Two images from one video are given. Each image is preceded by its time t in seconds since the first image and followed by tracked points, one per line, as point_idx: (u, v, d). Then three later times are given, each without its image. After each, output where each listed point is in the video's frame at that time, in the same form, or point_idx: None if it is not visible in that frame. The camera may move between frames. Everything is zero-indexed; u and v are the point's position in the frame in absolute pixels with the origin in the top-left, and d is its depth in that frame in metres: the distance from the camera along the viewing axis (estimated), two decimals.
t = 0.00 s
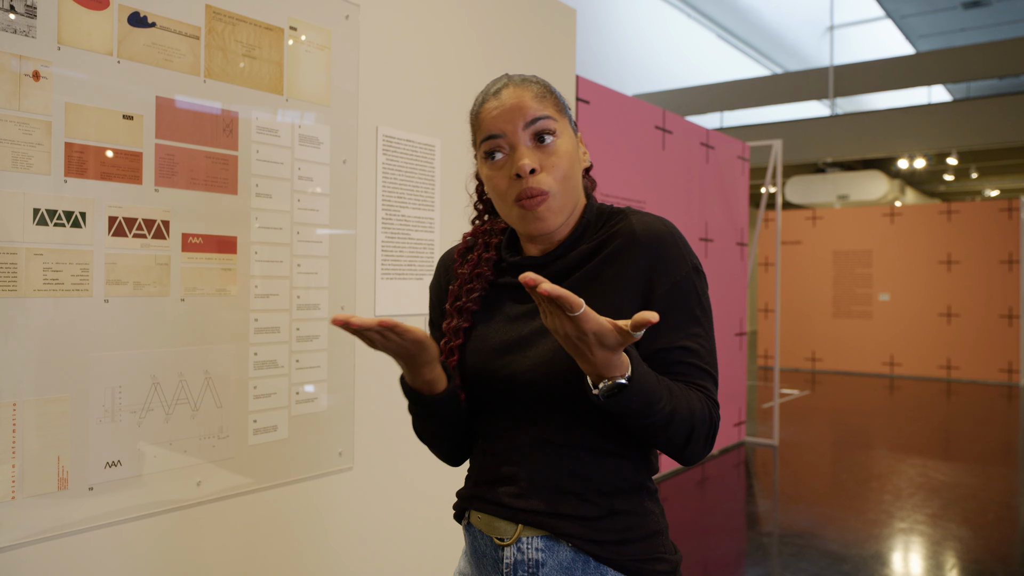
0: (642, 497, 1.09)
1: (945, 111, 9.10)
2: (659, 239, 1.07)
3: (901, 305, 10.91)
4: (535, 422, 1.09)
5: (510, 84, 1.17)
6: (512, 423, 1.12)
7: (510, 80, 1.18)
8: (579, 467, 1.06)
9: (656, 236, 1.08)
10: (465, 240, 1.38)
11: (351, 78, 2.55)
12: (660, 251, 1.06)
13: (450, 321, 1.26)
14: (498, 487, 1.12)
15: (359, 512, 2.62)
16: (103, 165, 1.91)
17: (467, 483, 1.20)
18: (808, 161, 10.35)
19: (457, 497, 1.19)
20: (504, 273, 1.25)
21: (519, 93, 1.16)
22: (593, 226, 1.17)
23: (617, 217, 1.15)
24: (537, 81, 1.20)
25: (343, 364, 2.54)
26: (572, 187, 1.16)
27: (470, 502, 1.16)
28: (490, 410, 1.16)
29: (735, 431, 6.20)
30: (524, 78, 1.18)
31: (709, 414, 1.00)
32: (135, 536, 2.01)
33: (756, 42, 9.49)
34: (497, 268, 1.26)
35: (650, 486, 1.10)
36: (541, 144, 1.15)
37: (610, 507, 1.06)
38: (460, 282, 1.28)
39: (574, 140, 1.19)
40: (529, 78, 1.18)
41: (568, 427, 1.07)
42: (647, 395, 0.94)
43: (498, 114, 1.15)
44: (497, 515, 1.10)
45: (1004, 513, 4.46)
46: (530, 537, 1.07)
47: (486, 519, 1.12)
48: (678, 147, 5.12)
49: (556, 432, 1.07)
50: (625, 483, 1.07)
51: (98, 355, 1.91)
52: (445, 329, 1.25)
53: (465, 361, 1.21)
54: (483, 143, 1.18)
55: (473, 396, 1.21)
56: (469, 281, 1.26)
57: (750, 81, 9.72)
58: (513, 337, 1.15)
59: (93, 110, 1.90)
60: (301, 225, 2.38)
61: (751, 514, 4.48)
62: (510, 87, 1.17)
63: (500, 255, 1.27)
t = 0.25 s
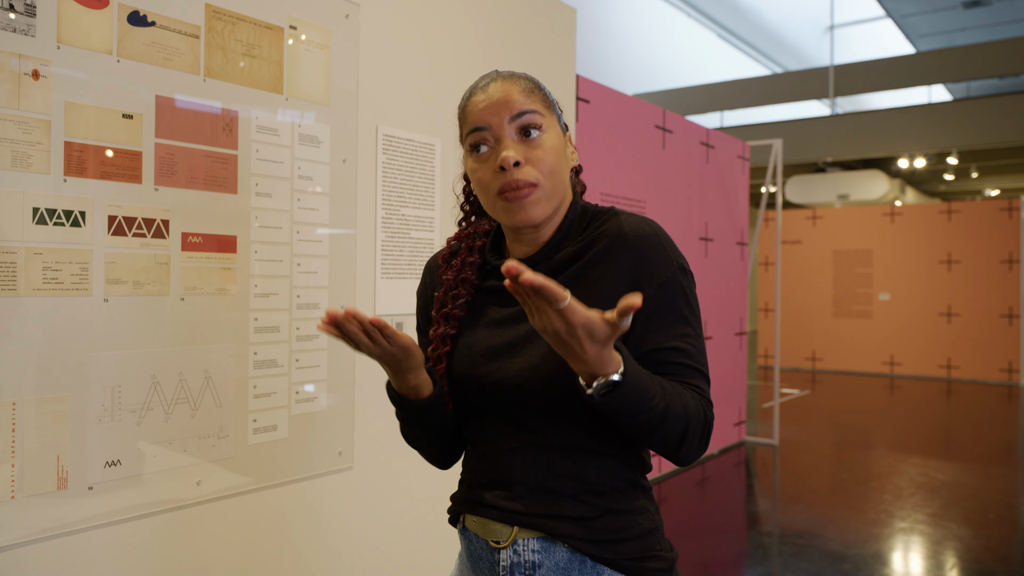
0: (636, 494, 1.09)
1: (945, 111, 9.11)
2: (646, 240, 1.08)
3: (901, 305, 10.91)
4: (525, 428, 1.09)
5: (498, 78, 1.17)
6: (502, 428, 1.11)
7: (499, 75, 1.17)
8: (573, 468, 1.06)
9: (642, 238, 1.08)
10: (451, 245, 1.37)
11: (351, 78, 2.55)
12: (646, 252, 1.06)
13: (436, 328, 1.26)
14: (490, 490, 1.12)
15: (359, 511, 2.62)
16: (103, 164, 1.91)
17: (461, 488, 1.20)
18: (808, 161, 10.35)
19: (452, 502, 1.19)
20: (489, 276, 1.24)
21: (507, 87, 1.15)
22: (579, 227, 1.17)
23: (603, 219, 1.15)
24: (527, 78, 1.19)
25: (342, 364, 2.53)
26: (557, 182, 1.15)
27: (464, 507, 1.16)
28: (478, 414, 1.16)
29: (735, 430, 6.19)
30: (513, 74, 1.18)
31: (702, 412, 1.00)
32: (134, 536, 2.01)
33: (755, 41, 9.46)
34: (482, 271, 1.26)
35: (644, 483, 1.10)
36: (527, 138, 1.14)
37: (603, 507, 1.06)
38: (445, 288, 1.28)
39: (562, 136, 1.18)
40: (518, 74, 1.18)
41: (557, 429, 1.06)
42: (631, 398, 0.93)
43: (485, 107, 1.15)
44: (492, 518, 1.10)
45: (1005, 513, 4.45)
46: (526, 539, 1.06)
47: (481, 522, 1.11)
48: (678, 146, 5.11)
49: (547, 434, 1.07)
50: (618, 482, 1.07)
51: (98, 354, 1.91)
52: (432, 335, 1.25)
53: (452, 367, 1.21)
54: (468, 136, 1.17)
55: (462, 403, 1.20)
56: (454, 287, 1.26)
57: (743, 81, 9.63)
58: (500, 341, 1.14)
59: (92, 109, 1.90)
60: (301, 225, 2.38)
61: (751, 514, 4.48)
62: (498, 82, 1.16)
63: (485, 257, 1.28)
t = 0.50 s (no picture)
0: (629, 496, 1.09)
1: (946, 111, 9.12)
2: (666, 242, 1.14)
3: (901, 305, 10.91)
4: (519, 423, 1.09)
5: (522, 68, 1.25)
6: (496, 423, 1.11)
7: (523, 65, 1.25)
8: (567, 469, 1.06)
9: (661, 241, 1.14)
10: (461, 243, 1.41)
11: (352, 78, 2.55)
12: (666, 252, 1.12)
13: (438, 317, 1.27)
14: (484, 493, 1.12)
15: (360, 511, 2.62)
16: (103, 164, 1.91)
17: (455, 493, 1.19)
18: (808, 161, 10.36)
19: (446, 507, 1.19)
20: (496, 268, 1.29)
21: (529, 75, 1.23)
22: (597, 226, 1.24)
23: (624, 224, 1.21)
24: (551, 71, 1.27)
25: (343, 364, 2.53)
26: (569, 165, 1.20)
27: (457, 512, 1.15)
28: (473, 411, 1.16)
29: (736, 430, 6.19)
30: (537, 65, 1.25)
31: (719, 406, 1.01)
32: (134, 536, 2.01)
33: (755, 41, 9.27)
34: (489, 262, 1.30)
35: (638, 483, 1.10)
36: (543, 122, 1.20)
37: (598, 508, 1.06)
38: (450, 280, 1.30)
39: (578, 126, 1.23)
40: (543, 66, 1.26)
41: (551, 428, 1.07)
42: (658, 367, 0.95)
43: (506, 91, 1.22)
44: (485, 524, 1.10)
45: (1005, 513, 4.45)
46: (519, 545, 1.07)
47: (474, 528, 1.11)
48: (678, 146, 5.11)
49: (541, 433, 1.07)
50: (611, 483, 1.07)
51: (98, 354, 1.91)
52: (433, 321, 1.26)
53: (450, 358, 1.21)
54: (489, 116, 1.24)
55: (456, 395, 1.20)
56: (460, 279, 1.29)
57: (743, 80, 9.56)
58: (503, 331, 1.16)
59: (93, 108, 1.89)
60: (302, 225, 2.37)
61: (751, 514, 4.48)
62: (521, 70, 1.24)
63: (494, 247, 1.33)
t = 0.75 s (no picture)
0: (635, 496, 1.10)
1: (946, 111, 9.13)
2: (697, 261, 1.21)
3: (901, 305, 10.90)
4: (536, 411, 1.09)
5: (561, 76, 1.29)
6: (511, 411, 1.12)
7: (561, 73, 1.29)
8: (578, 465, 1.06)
9: (694, 260, 1.21)
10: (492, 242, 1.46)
11: (352, 78, 2.54)
12: (695, 267, 1.20)
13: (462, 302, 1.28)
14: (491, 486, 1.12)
15: (361, 511, 2.62)
16: (104, 164, 1.90)
17: (461, 484, 1.19)
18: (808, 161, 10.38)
19: (451, 500, 1.18)
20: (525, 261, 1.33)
21: (567, 84, 1.27)
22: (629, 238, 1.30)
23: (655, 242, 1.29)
24: (587, 78, 1.31)
25: (343, 364, 2.53)
26: (607, 171, 1.24)
27: (464, 505, 1.15)
28: (489, 397, 1.16)
29: (737, 430, 6.19)
30: (575, 73, 1.29)
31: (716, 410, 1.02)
32: (134, 537, 2.00)
33: (755, 41, 9.30)
34: (518, 257, 1.34)
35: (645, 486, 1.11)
36: (581, 129, 1.24)
37: (607, 505, 1.06)
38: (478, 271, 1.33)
39: (615, 132, 1.27)
40: (580, 74, 1.29)
41: (566, 419, 1.07)
42: (650, 372, 0.95)
43: (546, 99, 1.26)
44: (492, 519, 1.10)
45: (1005, 513, 4.45)
46: (524, 541, 1.06)
47: (480, 523, 1.11)
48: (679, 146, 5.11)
49: (556, 423, 1.07)
50: (620, 483, 1.08)
51: (98, 355, 1.90)
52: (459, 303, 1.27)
53: (469, 341, 1.21)
54: (528, 124, 1.28)
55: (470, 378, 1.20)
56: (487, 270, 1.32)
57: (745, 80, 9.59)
58: (529, 315, 1.17)
59: (93, 109, 1.89)
60: (302, 225, 2.37)
61: (752, 514, 4.48)
62: (560, 79, 1.28)
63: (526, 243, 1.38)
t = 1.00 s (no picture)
0: (648, 499, 1.10)
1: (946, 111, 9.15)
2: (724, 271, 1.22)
3: (901, 305, 10.91)
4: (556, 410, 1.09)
5: (580, 90, 1.28)
6: (528, 409, 1.12)
7: (580, 87, 1.28)
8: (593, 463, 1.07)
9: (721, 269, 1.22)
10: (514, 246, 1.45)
11: (353, 78, 2.54)
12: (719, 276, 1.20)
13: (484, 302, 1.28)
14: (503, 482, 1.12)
15: (362, 511, 2.62)
16: (104, 164, 1.90)
17: (474, 481, 1.20)
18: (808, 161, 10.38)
19: (465, 496, 1.19)
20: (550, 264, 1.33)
21: (587, 99, 1.26)
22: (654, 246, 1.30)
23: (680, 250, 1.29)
24: (607, 90, 1.30)
25: (344, 364, 2.53)
26: (633, 185, 1.25)
27: (477, 500, 1.16)
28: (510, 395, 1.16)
29: (737, 430, 6.19)
30: (594, 86, 1.28)
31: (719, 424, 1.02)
32: (136, 536, 2.01)
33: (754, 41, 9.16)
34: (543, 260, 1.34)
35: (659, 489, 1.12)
36: (605, 144, 1.24)
37: (621, 505, 1.07)
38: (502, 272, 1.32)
39: (638, 144, 1.27)
40: (599, 86, 1.28)
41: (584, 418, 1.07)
42: (652, 393, 0.95)
43: (568, 114, 1.26)
44: (504, 514, 1.10)
45: (1006, 513, 4.45)
46: (535, 537, 1.07)
47: (492, 518, 1.11)
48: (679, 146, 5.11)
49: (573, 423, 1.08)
50: (635, 484, 1.09)
51: (98, 355, 1.90)
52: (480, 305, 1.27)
53: (490, 342, 1.21)
54: (551, 141, 1.28)
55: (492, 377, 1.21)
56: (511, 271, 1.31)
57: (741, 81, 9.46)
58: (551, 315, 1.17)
59: (93, 108, 1.89)
60: (302, 225, 2.37)
61: (752, 514, 4.48)
62: (579, 93, 1.27)
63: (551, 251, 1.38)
